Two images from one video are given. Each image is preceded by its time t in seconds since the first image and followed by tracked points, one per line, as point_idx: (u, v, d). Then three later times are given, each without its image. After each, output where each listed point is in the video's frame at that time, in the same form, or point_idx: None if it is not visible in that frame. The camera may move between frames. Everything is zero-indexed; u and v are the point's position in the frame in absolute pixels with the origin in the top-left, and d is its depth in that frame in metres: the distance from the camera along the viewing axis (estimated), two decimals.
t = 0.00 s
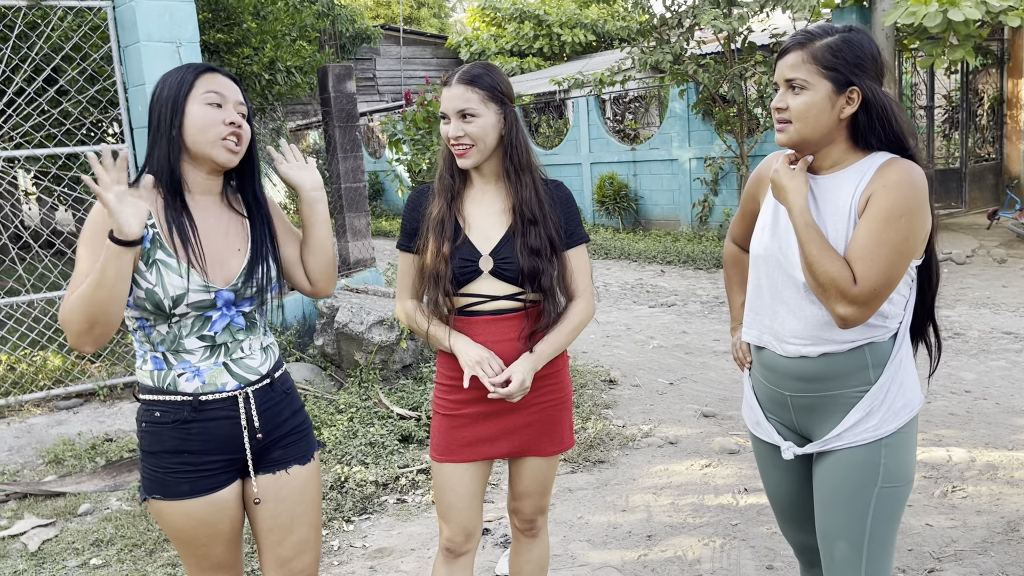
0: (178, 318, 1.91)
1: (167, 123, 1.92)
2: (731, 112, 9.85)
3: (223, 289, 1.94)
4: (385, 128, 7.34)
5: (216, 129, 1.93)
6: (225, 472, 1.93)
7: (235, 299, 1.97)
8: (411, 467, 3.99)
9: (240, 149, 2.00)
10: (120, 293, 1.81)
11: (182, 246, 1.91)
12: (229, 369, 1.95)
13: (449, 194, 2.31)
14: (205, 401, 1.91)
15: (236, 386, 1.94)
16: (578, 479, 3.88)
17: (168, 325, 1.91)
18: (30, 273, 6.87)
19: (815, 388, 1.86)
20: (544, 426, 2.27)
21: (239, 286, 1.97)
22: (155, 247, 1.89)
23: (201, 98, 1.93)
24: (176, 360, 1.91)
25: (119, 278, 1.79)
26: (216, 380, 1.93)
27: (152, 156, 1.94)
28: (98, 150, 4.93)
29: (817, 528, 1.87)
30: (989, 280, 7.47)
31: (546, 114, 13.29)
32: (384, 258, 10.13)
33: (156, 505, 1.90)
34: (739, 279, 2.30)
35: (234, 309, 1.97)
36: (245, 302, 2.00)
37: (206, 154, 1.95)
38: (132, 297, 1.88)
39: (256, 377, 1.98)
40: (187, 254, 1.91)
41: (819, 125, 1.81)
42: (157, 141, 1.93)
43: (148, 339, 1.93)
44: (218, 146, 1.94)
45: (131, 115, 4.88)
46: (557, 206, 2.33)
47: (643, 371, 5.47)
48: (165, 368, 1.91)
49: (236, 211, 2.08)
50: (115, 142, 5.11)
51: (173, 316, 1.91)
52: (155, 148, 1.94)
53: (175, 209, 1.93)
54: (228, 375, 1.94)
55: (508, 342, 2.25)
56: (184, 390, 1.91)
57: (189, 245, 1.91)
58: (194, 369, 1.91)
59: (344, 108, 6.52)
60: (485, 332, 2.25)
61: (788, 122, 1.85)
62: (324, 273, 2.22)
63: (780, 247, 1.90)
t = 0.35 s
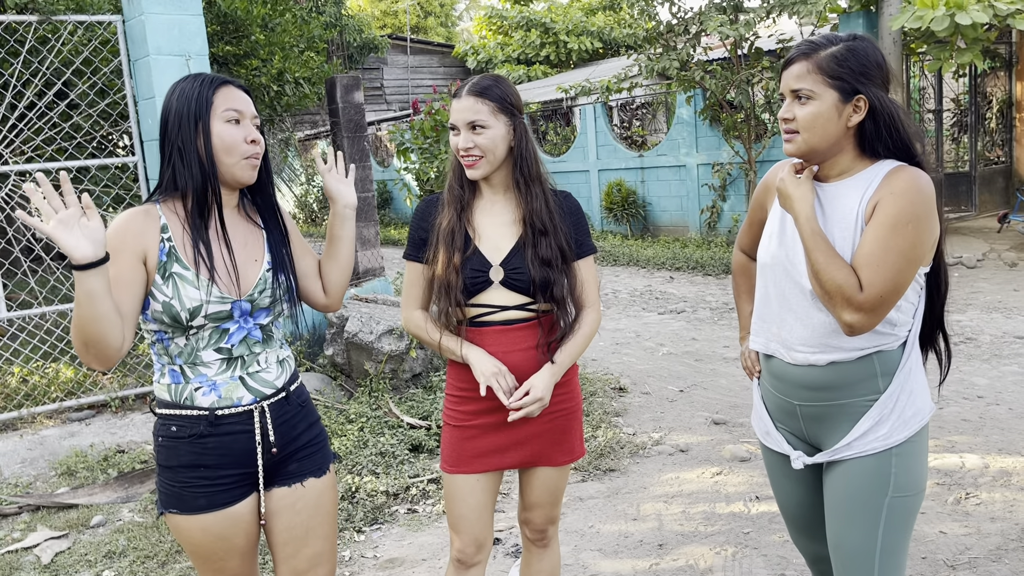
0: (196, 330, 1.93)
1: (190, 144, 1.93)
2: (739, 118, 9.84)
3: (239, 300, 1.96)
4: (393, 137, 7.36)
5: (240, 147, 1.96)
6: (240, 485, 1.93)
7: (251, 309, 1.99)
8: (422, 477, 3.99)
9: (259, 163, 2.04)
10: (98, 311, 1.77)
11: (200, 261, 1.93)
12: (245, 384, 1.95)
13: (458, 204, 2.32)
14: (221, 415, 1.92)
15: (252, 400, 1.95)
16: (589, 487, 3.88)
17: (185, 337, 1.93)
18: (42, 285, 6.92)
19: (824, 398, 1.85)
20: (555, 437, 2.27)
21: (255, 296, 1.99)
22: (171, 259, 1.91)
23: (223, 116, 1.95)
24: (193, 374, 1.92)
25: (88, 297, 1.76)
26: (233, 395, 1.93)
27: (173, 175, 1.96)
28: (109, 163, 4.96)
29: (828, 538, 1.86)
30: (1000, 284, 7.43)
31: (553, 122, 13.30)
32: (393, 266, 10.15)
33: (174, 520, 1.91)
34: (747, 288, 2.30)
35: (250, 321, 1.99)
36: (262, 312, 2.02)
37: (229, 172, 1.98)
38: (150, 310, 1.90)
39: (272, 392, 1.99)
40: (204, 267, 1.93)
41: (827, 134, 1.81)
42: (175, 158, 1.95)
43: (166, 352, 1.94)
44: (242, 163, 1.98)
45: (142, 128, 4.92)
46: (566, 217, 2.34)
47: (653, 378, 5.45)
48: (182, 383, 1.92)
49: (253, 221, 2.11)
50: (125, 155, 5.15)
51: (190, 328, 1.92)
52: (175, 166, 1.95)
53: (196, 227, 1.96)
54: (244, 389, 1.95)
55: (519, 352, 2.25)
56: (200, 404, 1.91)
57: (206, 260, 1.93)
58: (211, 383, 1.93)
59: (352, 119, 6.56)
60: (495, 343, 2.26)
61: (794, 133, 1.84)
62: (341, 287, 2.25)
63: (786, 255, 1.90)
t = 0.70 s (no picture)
0: (207, 335, 1.94)
1: (197, 149, 1.94)
2: (747, 119, 9.81)
3: (249, 303, 1.97)
4: (402, 142, 7.37)
5: (247, 152, 1.98)
6: (251, 488, 1.94)
7: (262, 313, 2.00)
8: (431, 481, 3.99)
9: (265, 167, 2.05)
10: (116, 320, 1.79)
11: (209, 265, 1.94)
12: (256, 386, 1.96)
13: (462, 207, 2.32)
14: (232, 418, 1.92)
15: (262, 402, 1.96)
16: (598, 491, 3.86)
17: (196, 341, 1.94)
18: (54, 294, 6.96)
19: (830, 398, 1.83)
20: (561, 440, 2.26)
21: (266, 299, 2.00)
22: (182, 264, 1.92)
23: (230, 121, 1.96)
24: (204, 377, 1.93)
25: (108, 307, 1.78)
26: (243, 397, 1.94)
27: (180, 180, 1.96)
28: (119, 171, 4.99)
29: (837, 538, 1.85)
30: (1013, 283, 7.36)
31: (562, 126, 13.30)
32: (402, 272, 10.16)
33: (185, 524, 1.91)
34: (754, 289, 2.29)
35: (260, 324, 2.00)
36: (271, 316, 2.02)
37: (236, 176, 1.99)
38: (163, 316, 1.91)
39: (282, 395, 1.99)
40: (215, 271, 1.93)
41: (830, 132, 1.80)
42: (181, 164, 1.95)
43: (176, 356, 1.95)
44: (249, 168, 1.99)
45: (151, 135, 4.95)
46: (570, 219, 2.33)
47: (663, 381, 5.43)
48: (192, 386, 1.93)
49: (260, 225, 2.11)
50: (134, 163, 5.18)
51: (202, 333, 1.93)
52: (181, 172, 1.95)
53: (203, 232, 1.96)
54: (255, 392, 1.95)
55: (524, 355, 2.25)
56: (211, 407, 1.92)
57: (216, 265, 1.94)
58: (221, 386, 1.93)
59: (360, 125, 6.58)
60: (499, 345, 2.25)
61: (797, 131, 1.83)
62: (346, 291, 2.24)
63: (790, 253, 1.89)
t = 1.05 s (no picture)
0: (226, 337, 1.95)
1: (212, 156, 1.94)
2: (761, 119, 9.76)
3: (267, 307, 1.98)
4: (415, 145, 7.39)
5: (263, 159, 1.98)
6: (269, 486, 1.95)
7: (279, 316, 2.01)
8: (446, 483, 3.99)
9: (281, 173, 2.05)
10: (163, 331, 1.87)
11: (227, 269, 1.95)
12: (274, 385, 1.97)
13: (475, 208, 2.32)
14: (251, 415, 1.94)
15: (281, 401, 1.97)
16: (614, 492, 3.85)
17: (215, 344, 1.95)
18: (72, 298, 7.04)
19: (847, 397, 1.82)
20: (576, 440, 2.25)
21: (283, 303, 2.01)
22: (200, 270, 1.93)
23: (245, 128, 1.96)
24: (222, 377, 1.94)
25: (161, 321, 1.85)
26: (262, 396, 1.95)
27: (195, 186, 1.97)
28: (135, 176, 5.03)
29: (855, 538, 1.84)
30: None
31: (574, 128, 13.30)
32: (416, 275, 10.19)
33: (205, 522, 1.92)
34: (769, 288, 2.28)
35: (278, 326, 2.01)
36: (289, 318, 2.03)
37: (252, 183, 1.99)
38: (182, 322, 1.93)
39: (299, 393, 2.00)
40: (232, 276, 1.95)
41: (845, 130, 1.79)
42: (197, 169, 1.96)
43: (196, 358, 1.96)
44: (265, 173, 1.99)
45: (167, 141, 4.99)
46: (583, 220, 2.33)
47: (678, 382, 5.42)
48: (212, 385, 1.94)
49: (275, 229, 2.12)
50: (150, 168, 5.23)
51: (221, 336, 1.94)
52: (197, 177, 1.96)
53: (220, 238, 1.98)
54: (273, 390, 1.97)
55: (538, 356, 2.25)
56: (231, 406, 1.93)
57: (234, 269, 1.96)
58: (241, 386, 1.94)
59: (373, 128, 6.60)
60: (513, 346, 2.25)
61: (811, 129, 1.82)
62: (357, 295, 2.26)
63: (805, 252, 1.88)
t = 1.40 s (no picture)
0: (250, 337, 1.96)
1: (234, 157, 1.94)
2: (776, 119, 9.70)
3: (289, 306, 1.99)
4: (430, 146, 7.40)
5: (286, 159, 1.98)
6: (294, 485, 1.95)
7: (301, 315, 2.02)
8: (463, 484, 3.99)
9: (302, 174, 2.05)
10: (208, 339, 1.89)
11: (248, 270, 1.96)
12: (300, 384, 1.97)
13: (493, 209, 2.32)
14: (278, 414, 1.93)
15: (308, 399, 1.97)
16: (632, 494, 3.83)
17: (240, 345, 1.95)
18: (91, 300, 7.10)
19: (872, 397, 1.80)
20: (595, 440, 2.24)
21: (305, 302, 2.02)
22: (222, 271, 1.94)
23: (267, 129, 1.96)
24: (248, 376, 1.93)
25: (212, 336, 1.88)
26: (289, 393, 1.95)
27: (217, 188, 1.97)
28: (153, 179, 5.05)
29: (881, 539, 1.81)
30: None
31: (588, 128, 13.28)
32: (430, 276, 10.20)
33: (231, 520, 1.92)
34: (791, 287, 2.26)
35: (300, 325, 2.03)
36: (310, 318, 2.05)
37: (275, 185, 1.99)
38: (205, 321, 1.96)
39: (325, 392, 2.00)
40: (254, 276, 1.96)
41: (869, 127, 1.77)
42: (219, 171, 1.96)
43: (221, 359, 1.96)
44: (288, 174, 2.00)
45: (184, 143, 5.02)
46: (601, 219, 2.32)
47: (695, 383, 5.39)
48: (237, 385, 1.93)
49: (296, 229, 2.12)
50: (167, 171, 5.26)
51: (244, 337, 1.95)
52: (219, 178, 1.96)
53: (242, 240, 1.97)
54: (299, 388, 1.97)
55: (556, 356, 2.24)
56: (257, 405, 1.93)
57: (256, 270, 1.96)
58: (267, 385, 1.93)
59: (388, 129, 6.62)
60: (531, 347, 2.24)
61: (835, 128, 1.81)
62: (379, 302, 2.23)
63: (829, 251, 1.86)
